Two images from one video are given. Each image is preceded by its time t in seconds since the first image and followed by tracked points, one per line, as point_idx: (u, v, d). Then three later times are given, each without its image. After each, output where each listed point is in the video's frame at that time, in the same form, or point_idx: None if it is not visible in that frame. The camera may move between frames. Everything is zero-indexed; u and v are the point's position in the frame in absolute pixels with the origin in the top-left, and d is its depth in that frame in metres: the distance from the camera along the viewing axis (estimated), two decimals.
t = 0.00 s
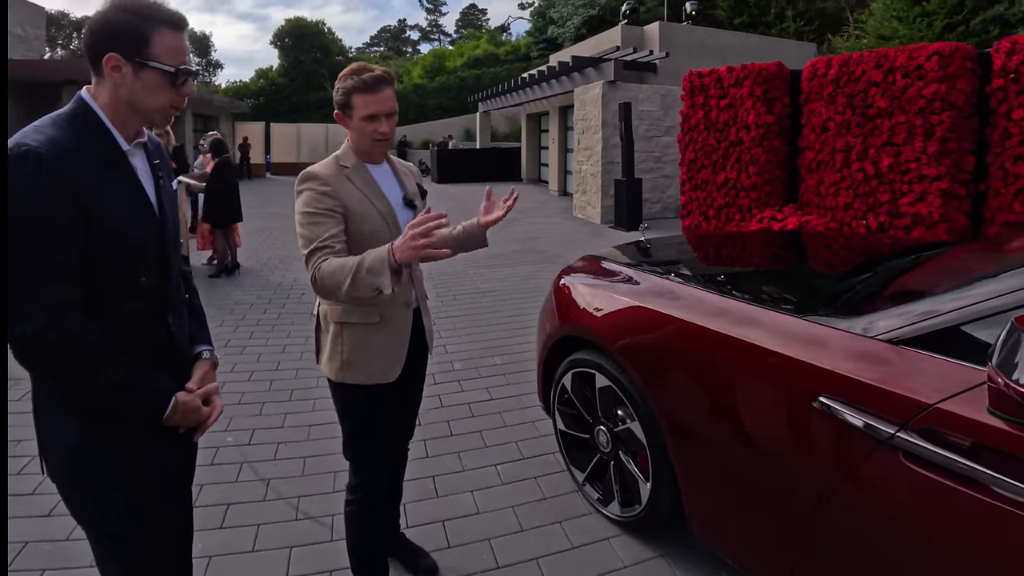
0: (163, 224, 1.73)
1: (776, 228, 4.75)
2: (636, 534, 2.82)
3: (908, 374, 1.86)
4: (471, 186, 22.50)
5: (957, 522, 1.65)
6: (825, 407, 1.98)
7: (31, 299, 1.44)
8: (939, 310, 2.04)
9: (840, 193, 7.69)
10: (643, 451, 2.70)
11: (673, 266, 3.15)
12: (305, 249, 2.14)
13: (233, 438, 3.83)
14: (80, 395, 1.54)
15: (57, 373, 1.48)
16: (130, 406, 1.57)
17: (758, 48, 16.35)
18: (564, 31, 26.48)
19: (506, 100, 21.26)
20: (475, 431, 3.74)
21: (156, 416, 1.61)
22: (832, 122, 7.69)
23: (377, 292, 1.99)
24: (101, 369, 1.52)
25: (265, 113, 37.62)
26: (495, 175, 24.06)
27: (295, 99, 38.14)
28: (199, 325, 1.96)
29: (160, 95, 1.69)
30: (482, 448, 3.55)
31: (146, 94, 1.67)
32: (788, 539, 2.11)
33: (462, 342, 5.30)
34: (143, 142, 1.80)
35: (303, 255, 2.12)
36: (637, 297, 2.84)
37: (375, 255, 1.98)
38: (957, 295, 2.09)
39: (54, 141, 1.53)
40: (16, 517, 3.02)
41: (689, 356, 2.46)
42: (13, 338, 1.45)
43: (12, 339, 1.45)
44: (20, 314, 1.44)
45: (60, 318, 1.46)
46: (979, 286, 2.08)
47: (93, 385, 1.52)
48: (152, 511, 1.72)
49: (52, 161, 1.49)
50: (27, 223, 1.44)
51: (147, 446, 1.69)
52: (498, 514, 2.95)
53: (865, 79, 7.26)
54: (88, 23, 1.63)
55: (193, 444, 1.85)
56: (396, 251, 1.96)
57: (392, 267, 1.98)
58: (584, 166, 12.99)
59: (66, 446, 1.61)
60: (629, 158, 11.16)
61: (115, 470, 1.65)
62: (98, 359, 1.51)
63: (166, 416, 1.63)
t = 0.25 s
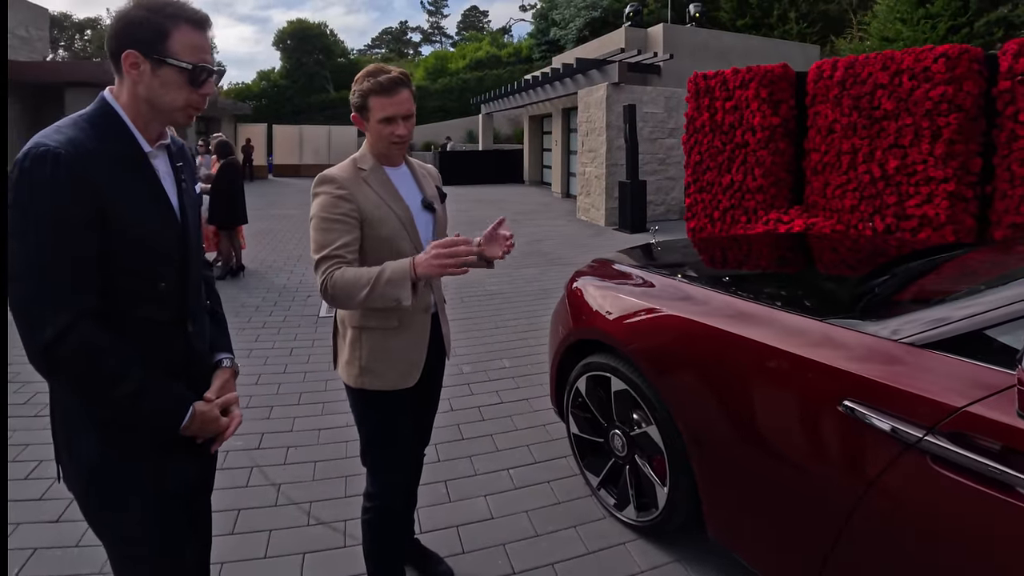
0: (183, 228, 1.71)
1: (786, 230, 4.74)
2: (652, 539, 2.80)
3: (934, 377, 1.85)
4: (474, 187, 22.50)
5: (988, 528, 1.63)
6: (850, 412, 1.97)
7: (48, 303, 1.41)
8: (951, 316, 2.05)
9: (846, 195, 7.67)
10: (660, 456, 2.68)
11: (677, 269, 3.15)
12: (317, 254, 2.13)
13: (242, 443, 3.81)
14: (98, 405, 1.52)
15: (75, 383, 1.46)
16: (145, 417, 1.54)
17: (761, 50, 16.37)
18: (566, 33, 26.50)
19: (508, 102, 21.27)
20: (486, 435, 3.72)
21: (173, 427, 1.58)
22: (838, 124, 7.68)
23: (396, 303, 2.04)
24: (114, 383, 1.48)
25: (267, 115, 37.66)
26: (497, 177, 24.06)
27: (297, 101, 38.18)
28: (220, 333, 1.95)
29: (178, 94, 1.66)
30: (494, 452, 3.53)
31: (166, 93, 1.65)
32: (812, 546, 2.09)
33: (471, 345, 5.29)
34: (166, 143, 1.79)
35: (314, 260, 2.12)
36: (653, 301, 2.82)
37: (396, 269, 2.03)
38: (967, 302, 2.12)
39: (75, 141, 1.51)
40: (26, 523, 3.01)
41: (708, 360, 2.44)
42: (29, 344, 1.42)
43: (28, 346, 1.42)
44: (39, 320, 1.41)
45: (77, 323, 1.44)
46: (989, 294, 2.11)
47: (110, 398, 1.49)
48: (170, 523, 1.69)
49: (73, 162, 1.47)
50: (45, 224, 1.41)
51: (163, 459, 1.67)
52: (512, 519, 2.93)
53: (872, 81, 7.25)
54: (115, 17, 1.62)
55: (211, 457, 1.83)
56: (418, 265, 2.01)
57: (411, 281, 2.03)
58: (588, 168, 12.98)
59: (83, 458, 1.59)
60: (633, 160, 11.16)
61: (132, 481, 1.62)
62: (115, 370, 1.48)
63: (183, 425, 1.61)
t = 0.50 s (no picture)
0: (198, 229, 1.70)
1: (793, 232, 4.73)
2: (663, 542, 2.79)
3: (950, 378, 1.84)
4: (476, 189, 22.52)
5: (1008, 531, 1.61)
6: (866, 415, 1.95)
7: (66, 305, 1.40)
8: (961, 319, 2.05)
9: (851, 197, 7.66)
10: (671, 459, 2.67)
11: (681, 270, 3.16)
12: (322, 256, 2.13)
13: (249, 446, 3.80)
14: (116, 409, 1.51)
15: (93, 386, 1.45)
16: (161, 419, 1.52)
17: (764, 51, 16.37)
18: (568, 35, 26.51)
19: (510, 103, 21.29)
20: (494, 438, 3.71)
21: (191, 430, 1.57)
22: (843, 126, 7.67)
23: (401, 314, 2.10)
24: (131, 386, 1.47)
25: (269, 116, 37.66)
26: (499, 179, 24.07)
27: (299, 103, 38.23)
28: (235, 336, 1.94)
29: (193, 94, 1.65)
30: (502, 455, 3.52)
31: (181, 93, 1.64)
32: (827, 550, 2.08)
33: (477, 347, 5.28)
34: (181, 145, 1.78)
35: (318, 262, 2.12)
36: (663, 303, 2.81)
37: (405, 281, 2.08)
38: (976, 306, 2.12)
39: (91, 142, 1.50)
40: (33, 526, 3.00)
41: (719, 362, 2.44)
42: (47, 347, 1.41)
43: (45, 349, 1.41)
44: (57, 323, 1.40)
45: (95, 326, 1.43)
46: (998, 297, 2.10)
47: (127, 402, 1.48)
48: (185, 529, 1.68)
49: (90, 163, 1.47)
50: (63, 225, 1.40)
51: (179, 465, 1.66)
52: (522, 523, 2.92)
53: (876, 83, 7.24)
54: (132, 16, 1.61)
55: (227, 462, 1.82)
56: (428, 281, 2.08)
57: (421, 294, 2.10)
58: (591, 170, 12.98)
59: (98, 463, 1.58)
60: (637, 162, 11.16)
61: (147, 486, 1.61)
62: (132, 371, 1.47)
63: (202, 429, 1.60)
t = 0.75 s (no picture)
0: (203, 231, 1.69)
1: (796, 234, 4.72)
2: (668, 546, 2.77)
3: (958, 381, 1.82)
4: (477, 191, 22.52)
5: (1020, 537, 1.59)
6: (874, 418, 1.94)
7: (75, 311, 1.39)
8: (964, 324, 2.04)
9: (853, 198, 7.65)
10: (676, 462, 2.66)
11: (683, 272, 3.14)
12: (321, 257, 2.12)
13: (250, 449, 3.78)
14: (125, 415, 1.50)
15: (104, 393, 1.44)
16: (170, 423, 1.51)
17: (765, 53, 16.37)
18: (569, 37, 26.52)
19: (511, 105, 21.30)
20: (497, 441, 3.70)
21: (202, 432, 1.55)
22: (845, 127, 7.65)
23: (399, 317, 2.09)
24: (143, 391, 1.47)
25: (270, 118, 37.68)
26: (500, 181, 24.08)
27: (300, 105, 38.27)
28: (238, 338, 1.93)
29: (197, 95, 1.64)
30: (505, 458, 3.50)
31: (187, 94, 1.63)
32: (835, 556, 2.06)
33: (479, 349, 5.27)
34: (183, 147, 1.77)
35: (317, 263, 2.11)
36: (667, 306, 2.80)
37: (405, 284, 2.07)
38: (980, 311, 2.11)
39: (97, 145, 1.49)
40: (34, 530, 2.98)
41: (725, 365, 2.42)
42: (57, 354, 1.40)
43: (56, 356, 1.40)
44: (68, 329, 1.39)
45: (106, 331, 1.42)
46: (1002, 303, 2.10)
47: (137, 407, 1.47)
48: (192, 535, 1.67)
49: (97, 166, 1.45)
50: (72, 230, 1.39)
51: (187, 471, 1.64)
52: (526, 527, 2.90)
53: (879, 84, 7.23)
54: (134, 18, 1.60)
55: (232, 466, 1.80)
56: (428, 285, 2.07)
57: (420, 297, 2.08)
58: (592, 172, 12.97)
59: (105, 469, 1.56)
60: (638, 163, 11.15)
61: (155, 492, 1.60)
62: (143, 376, 1.47)
63: (211, 432, 1.58)
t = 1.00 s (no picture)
0: (199, 233, 1.68)
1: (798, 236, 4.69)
2: (670, 551, 2.75)
3: (963, 384, 1.81)
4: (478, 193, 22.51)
5: None
6: (880, 422, 1.92)
7: (70, 315, 1.37)
8: (966, 328, 2.03)
9: (855, 200, 7.63)
10: (679, 466, 2.64)
11: (685, 274, 3.13)
12: (321, 260, 2.11)
13: (250, 452, 3.77)
14: (121, 420, 1.48)
15: (100, 399, 1.42)
16: (168, 428, 1.49)
17: (766, 55, 16.37)
18: (570, 38, 26.54)
19: (511, 107, 21.31)
20: (498, 444, 3.68)
21: (200, 438, 1.54)
22: (846, 128, 7.64)
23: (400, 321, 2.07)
24: (140, 396, 1.45)
25: (270, 120, 37.68)
26: (500, 183, 24.07)
27: (300, 107, 38.31)
28: (235, 342, 1.91)
29: (194, 94, 1.63)
30: (507, 462, 3.48)
31: (184, 93, 1.62)
32: (839, 561, 2.04)
33: (479, 351, 5.25)
34: (178, 149, 1.75)
35: (317, 266, 2.09)
36: (669, 308, 2.78)
37: (406, 288, 2.05)
38: (983, 314, 2.09)
39: (91, 147, 1.48)
40: (31, 535, 2.96)
41: (728, 369, 2.40)
42: (53, 360, 1.38)
43: (52, 363, 1.38)
44: (63, 334, 1.37)
45: (102, 336, 1.40)
46: (1005, 307, 2.08)
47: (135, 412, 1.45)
48: (191, 542, 1.65)
49: (92, 168, 1.44)
50: (66, 234, 1.37)
51: (184, 479, 1.63)
52: (527, 531, 2.89)
53: (880, 86, 7.22)
54: (124, 20, 1.59)
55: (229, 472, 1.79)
56: (429, 288, 2.05)
57: (421, 301, 2.06)
58: (593, 173, 12.96)
59: (101, 476, 1.54)
60: (639, 165, 11.15)
61: (152, 499, 1.58)
62: (141, 381, 1.45)
63: (209, 437, 1.57)
